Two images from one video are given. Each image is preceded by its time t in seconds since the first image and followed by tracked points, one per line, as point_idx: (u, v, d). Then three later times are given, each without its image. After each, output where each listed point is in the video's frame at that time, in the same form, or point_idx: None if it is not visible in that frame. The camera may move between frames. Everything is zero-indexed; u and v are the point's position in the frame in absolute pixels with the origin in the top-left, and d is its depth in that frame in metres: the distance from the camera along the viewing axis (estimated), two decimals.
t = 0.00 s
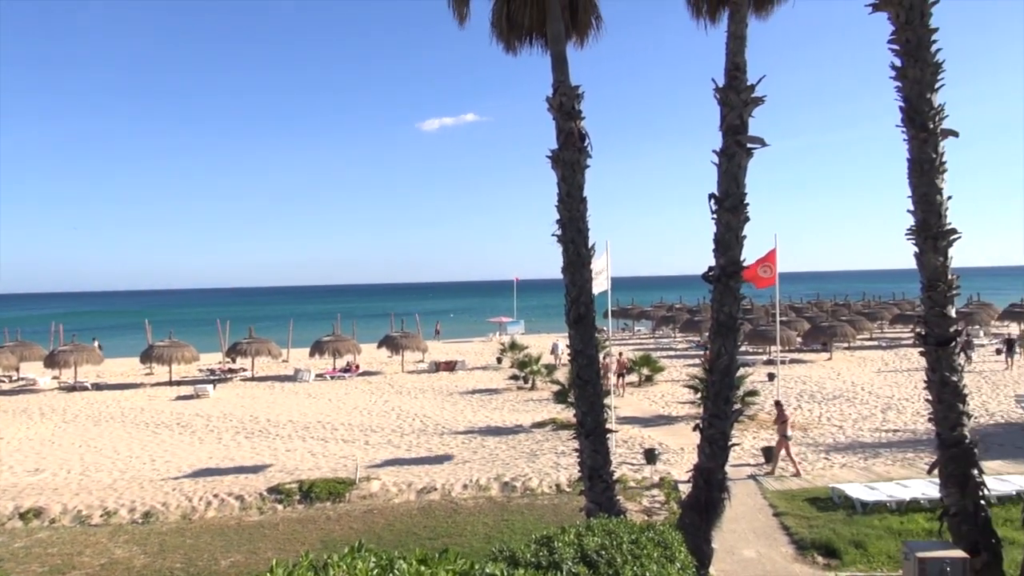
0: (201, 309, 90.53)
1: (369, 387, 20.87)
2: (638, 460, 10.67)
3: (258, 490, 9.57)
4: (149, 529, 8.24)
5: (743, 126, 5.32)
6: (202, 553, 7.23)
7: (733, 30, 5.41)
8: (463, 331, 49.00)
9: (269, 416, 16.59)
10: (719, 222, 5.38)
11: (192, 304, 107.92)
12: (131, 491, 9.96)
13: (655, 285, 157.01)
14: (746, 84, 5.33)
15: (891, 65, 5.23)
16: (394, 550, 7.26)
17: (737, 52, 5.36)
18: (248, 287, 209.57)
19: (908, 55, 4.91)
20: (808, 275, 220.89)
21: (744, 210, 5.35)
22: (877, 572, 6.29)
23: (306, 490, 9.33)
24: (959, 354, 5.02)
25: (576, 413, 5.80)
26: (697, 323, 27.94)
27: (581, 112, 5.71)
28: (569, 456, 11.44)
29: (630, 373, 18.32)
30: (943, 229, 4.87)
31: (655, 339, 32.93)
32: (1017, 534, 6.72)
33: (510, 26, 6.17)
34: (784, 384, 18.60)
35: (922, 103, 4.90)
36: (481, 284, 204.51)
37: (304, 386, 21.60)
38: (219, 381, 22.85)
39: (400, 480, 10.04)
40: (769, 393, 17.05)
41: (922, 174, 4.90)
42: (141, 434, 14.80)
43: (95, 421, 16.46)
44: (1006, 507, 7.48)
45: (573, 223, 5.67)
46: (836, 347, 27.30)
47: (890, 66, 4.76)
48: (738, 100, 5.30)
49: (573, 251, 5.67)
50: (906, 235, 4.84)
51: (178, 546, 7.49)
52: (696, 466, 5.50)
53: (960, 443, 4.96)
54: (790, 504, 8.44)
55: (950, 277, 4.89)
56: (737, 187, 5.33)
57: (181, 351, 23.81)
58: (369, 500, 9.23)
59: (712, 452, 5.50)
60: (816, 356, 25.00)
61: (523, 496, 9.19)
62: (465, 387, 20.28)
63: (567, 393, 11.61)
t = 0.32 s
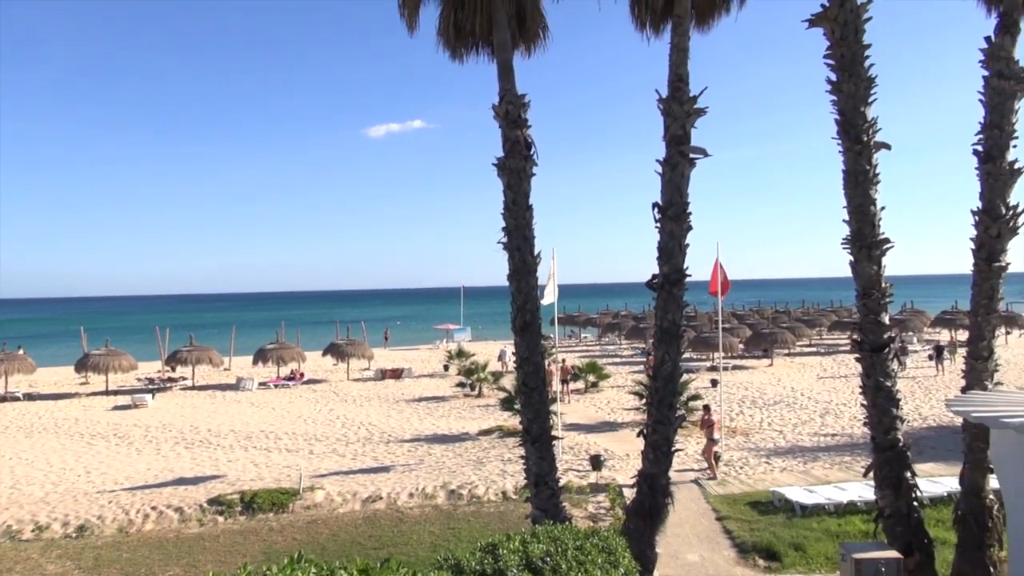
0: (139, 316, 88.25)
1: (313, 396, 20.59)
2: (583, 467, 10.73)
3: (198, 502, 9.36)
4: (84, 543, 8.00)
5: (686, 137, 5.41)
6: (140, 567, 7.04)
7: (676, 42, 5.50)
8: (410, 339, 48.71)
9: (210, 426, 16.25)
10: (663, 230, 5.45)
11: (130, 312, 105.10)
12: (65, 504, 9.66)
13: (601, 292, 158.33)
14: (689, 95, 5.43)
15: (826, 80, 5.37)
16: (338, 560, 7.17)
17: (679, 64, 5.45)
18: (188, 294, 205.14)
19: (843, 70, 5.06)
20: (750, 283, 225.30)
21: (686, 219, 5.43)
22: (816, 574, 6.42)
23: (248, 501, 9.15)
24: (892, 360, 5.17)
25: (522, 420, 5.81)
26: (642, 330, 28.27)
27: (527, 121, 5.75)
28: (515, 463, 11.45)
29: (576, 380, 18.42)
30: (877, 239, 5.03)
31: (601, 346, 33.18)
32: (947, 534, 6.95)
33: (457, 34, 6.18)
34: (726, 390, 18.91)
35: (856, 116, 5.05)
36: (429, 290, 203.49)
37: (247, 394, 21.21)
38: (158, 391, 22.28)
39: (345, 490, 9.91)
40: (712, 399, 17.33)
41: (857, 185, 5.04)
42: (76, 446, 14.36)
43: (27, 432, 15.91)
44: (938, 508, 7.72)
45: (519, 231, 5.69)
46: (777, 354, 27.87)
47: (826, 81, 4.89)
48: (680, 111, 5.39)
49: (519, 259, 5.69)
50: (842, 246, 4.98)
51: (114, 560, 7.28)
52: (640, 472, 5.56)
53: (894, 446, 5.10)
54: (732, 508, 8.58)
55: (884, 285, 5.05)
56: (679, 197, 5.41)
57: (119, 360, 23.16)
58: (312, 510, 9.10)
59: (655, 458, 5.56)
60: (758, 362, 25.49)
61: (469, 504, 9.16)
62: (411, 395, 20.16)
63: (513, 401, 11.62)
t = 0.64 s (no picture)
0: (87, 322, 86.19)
1: (267, 402, 20.30)
2: (539, 472, 10.74)
3: (147, 511, 9.17)
4: (26, 556, 7.78)
5: (639, 144, 5.47)
6: None
7: (630, 50, 5.56)
8: (366, 344, 48.30)
9: (159, 434, 15.91)
10: (617, 236, 5.50)
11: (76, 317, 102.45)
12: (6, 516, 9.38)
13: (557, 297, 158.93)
14: (642, 103, 5.49)
15: (775, 90, 5.48)
16: (289, 569, 7.08)
17: (632, 72, 5.52)
18: (137, 300, 200.86)
19: (791, 80, 5.16)
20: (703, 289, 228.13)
21: (640, 225, 5.49)
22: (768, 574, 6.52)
23: (198, 510, 8.99)
24: (840, 364, 5.29)
25: (477, 425, 5.80)
26: (598, 335, 28.44)
27: (483, 126, 5.76)
28: (471, 468, 11.43)
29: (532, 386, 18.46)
30: (825, 245, 5.14)
31: (556, 351, 33.30)
32: (893, 534, 7.12)
33: (413, 39, 6.17)
34: (680, 394, 19.12)
35: (804, 125, 5.16)
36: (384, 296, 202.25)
37: (197, 402, 20.82)
38: (104, 398, 21.74)
39: (298, 497, 9.78)
40: (667, 404, 17.50)
41: (806, 193, 5.15)
42: (18, 455, 13.95)
43: None
44: (884, 508, 7.91)
45: (474, 236, 5.70)
46: (730, 358, 28.27)
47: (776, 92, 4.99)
48: (634, 118, 5.45)
49: (474, 264, 5.69)
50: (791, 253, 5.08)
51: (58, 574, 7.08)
52: (594, 476, 5.59)
53: (842, 448, 5.21)
54: (686, 511, 8.68)
55: (831, 291, 5.17)
56: (633, 204, 5.46)
57: (64, 367, 22.53)
58: (265, 519, 8.97)
59: (609, 462, 5.60)
60: (711, 366, 25.82)
61: (425, 510, 9.12)
62: (366, 401, 19.99)
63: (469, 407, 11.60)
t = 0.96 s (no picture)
0: (32, 328, 83.88)
1: (218, 409, 19.96)
2: (495, 476, 10.73)
3: (93, 522, 8.95)
4: None
5: (594, 149, 5.52)
6: None
7: (584, 56, 5.60)
8: (320, 349, 47.77)
9: (106, 443, 15.53)
10: (571, 241, 5.54)
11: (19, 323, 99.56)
12: None
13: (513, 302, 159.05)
14: (596, 108, 5.54)
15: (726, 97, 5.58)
16: None
17: (586, 78, 5.57)
18: (83, 305, 196.03)
19: (742, 87, 5.26)
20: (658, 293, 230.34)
21: (594, 230, 5.53)
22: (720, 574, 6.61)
23: (147, 520, 8.79)
24: (789, 366, 5.39)
25: (432, 430, 5.78)
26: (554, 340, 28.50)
27: (438, 130, 5.75)
28: (426, 474, 11.37)
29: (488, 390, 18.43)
30: (775, 250, 5.24)
31: (512, 356, 33.28)
32: (842, 533, 7.27)
33: (367, 42, 6.14)
34: (635, 398, 19.25)
35: (754, 131, 5.25)
36: (339, 300, 200.38)
37: (146, 409, 20.38)
38: (49, 406, 21.16)
39: (251, 505, 9.62)
40: (622, 407, 17.60)
41: (756, 198, 5.24)
42: None
43: None
44: (833, 508, 8.07)
45: (429, 241, 5.68)
46: (684, 361, 28.53)
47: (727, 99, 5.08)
48: (588, 123, 5.49)
49: (429, 268, 5.67)
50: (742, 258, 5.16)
51: None
52: (549, 480, 5.60)
53: (791, 449, 5.31)
54: (640, 513, 8.75)
55: (781, 295, 5.26)
56: (587, 208, 5.50)
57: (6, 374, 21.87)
58: (216, 528, 8.80)
59: (564, 466, 5.62)
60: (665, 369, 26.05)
61: (379, 516, 9.05)
62: (320, 407, 19.76)
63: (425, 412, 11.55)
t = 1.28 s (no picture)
0: None
1: (167, 414, 19.57)
2: (450, 479, 10.71)
3: (36, 531, 8.70)
4: None
5: (548, 153, 5.55)
6: None
7: (539, 60, 5.63)
8: (273, 352, 47.12)
9: (50, 449, 15.13)
10: (526, 243, 5.56)
11: None
12: None
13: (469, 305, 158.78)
14: (550, 112, 5.57)
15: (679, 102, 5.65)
16: None
17: (540, 82, 5.60)
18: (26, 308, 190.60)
19: (694, 93, 5.34)
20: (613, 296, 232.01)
21: (548, 233, 5.56)
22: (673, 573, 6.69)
23: (92, 528, 8.57)
24: (740, 369, 5.47)
25: (386, 434, 5.74)
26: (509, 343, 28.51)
27: (392, 132, 5.73)
28: (380, 477, 11.29)
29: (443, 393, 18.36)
30: (726, 254, 5.32)
31: (467, 359, 33.20)
32: (791, 531, 7.40)
33: (318, 42, 6.07)
34: (590, 400, 19.36)
35: (705, 137, 5.33)
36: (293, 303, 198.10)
37: (92, 414, 19.88)
38: None
39: (201, 512, 9.45)
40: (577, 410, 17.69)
41: (707, 202, 5.31)
42: None
43: None
44: (783, 507, 8.21)
45: (383, 243, 5.65)
46: (638, 364, 28.77)
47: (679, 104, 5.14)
48: (542, 127, 5.52)
49: (383, 271, 5.65)
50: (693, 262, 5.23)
51: None
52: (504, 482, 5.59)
53: (742, 450, 5.39)
54: (595, 515, 8.80)
55: (732, 298, 5.34)
56: (541, 211, 5.52)
57: None
58: (164, 536, 8.62)
59: (519, 468, 5.63)
60: (620, 371, 26.25)
61: (333, 521, 8.96)
62: (273, 411, 19.49)
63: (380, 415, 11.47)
